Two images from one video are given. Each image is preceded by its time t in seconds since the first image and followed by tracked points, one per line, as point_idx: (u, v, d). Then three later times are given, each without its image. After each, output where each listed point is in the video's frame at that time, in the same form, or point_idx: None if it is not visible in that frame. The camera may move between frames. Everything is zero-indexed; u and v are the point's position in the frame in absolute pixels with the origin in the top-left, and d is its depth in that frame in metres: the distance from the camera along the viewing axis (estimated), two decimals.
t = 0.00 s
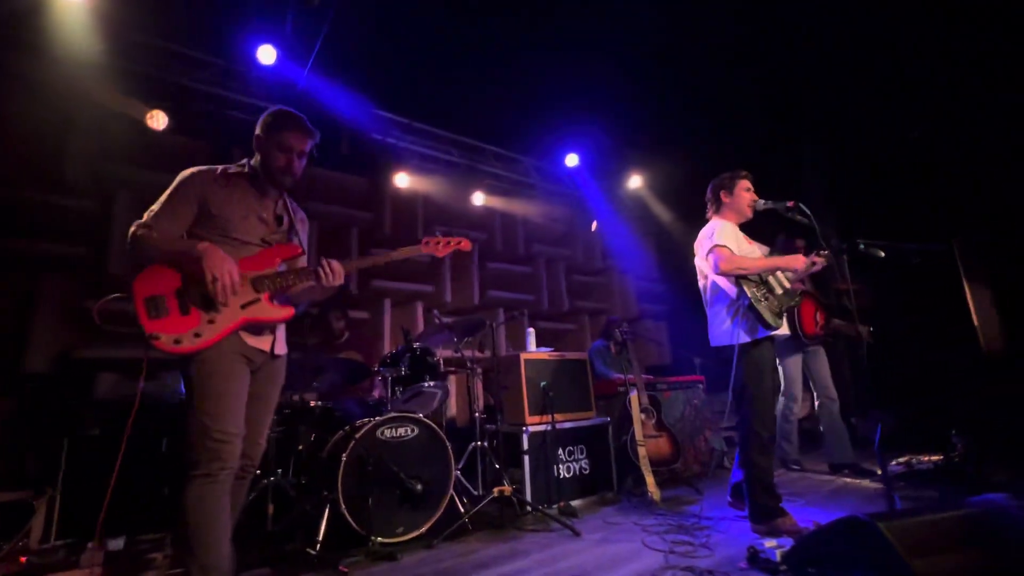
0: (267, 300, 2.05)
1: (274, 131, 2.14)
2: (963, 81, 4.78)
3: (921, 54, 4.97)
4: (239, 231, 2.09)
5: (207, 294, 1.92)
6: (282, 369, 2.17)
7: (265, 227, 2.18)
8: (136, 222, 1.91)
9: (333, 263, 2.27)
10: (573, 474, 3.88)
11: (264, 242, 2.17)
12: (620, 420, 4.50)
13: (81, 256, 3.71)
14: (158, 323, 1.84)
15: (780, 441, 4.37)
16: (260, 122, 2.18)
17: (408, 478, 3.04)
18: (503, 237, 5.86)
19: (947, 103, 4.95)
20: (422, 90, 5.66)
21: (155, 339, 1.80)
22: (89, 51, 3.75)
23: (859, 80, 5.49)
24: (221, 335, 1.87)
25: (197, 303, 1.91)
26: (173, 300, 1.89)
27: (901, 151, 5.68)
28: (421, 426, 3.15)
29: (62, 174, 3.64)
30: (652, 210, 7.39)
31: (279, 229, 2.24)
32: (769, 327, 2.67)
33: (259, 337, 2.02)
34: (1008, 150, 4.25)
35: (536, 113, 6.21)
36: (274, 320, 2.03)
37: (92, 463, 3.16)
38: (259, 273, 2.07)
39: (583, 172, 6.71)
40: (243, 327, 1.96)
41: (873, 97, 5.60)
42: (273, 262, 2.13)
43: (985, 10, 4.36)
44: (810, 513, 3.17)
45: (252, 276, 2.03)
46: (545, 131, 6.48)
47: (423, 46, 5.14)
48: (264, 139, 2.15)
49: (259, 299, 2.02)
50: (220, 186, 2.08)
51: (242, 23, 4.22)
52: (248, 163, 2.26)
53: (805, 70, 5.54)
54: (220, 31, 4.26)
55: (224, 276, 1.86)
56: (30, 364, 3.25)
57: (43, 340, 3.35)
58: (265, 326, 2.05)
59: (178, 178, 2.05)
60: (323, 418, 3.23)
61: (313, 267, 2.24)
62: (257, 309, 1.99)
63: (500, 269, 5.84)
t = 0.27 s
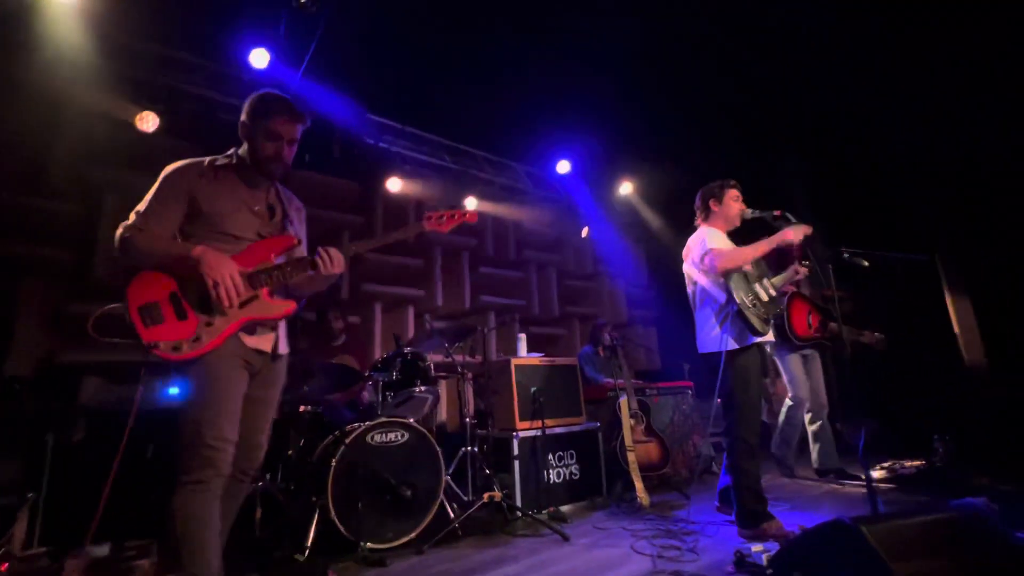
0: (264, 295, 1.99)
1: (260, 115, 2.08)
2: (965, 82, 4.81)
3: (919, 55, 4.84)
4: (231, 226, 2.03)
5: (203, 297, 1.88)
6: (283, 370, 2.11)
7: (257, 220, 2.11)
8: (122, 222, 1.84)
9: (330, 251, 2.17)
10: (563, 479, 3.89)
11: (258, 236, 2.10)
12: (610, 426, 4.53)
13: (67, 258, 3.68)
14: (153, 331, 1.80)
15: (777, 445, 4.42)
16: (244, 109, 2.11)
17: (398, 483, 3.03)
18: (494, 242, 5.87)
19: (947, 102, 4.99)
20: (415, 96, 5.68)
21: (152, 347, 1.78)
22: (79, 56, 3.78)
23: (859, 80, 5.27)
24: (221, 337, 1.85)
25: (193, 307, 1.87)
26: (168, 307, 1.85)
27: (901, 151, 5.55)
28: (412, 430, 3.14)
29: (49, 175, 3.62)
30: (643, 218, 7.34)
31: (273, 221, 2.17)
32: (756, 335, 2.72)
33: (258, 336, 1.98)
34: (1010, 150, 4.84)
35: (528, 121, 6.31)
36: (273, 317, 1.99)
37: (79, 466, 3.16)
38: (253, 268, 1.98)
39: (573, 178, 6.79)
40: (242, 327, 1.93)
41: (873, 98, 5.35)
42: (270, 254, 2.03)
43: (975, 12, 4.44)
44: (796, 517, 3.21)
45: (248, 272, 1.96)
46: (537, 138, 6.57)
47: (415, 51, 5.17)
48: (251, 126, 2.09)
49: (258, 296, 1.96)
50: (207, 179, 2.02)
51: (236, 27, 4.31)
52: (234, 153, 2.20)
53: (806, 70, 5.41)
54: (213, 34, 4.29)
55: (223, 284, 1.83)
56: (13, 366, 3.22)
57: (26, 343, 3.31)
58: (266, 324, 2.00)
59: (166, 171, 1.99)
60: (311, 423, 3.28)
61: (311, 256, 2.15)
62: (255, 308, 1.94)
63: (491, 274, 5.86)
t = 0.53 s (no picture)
0: (268, 281, 1.97)
1: (262, 95, 2.06)
2: (965, 82, 4.80)
3: (919, 55, 4.84)
4: (234, 209, 2.02)
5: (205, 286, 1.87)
6: (297, 357, 2.09)
7: (260, 203, 2.10)
8: (122, 210, 1.83)
9: (335, 233, 2.11)
10: (562, 470, 3.93)
11: (261, 219, 2.09)
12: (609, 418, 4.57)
13: (72, 248, 3.74)
14: (155, 319, 1.79)
15: (778, 441, 4.41)
16: (245, 89, 2.09)
17: (400, 473, 3.08)
18: (495, 236, 5.89)
19: (947, 102, 4.99)
20: (416, 89, 5.65)
21: (156, 336, 1.77)
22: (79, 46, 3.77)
23: (859, 80, 5.28)
24: (225, 324, 1.84)
25: (197, 295, 1.87)
26: (170, 294, 1.85)
27: (902, 151, 5.59)
28: (413, 421, 3.17)
29: (52, 167, 3.66)
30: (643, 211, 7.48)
31: (275, 204, 2.17)
32: (752, 331, 2.74)
33: (265, 323, 1.97)
34: (1010, 151, 4.81)
35: (531, 116, 6.28)
36: (277, 303, 1.97)
37: (81, 455, 3.17)
38: (255, 253, 1.96)
39: (575, 171, 6.81)
40: (246, 315, 1.92)
41: (873, 98, 5.37)
42: (272, 238, 2.03)
43: (974, 10, 4.43)
44: (793, 509, 3.25)
45: (250, 257, 1.93)
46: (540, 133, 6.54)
47: (416, 42, 5.13)
48: (251, 106, 2.07)
49: (261, 282, 1.95)
50: (206, 162, 2.01)
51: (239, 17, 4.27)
52: (235, 135, 2.19)
53: (806, 70, 5.41)
54: (216, 27, 4.29)
55: (220, 266, 1.81)
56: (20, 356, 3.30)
57: (34, 333, 3.42)
58: (270, 311, 1.99)
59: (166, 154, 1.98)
60: (314, 413, 3.30)
61: (316, 238, 2.10)
62: (258, 293, 1.93)
63: (492, 267, 5.89)
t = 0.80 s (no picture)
0: (259, 290, 1.92)
1: (261, 99, 2.00)
2: (965, 82, 4.67)
3: (919, 55, 4.69)
4: (229, 216, 1.96)
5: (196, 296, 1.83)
6: (300, 362, 1.99)
7: (256, 210, 2.04)
8: (117, 216, 1.80)
9: (330, 241, 2.09)
10: (554, 482, 3.92)
11: (256, 226, 2.03)
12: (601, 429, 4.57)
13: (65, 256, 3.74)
14: (145, 328, 1.79)
15: (766, 453, 4.42)
16: (243, 93, 2.04)
17: (392, 484, 3.05)
18: (489, 246, 5.92)
19: (947, 102, 4.82)
20: (412, 100, 5.70)
21: (144, 345, 1.76)
22: (75, 54, 3.77)
23: (859, 79, 5.12)
24: (214, 334, 1.78)
25: (187, 304, 1.83)
26: (161, 303, 1.84)
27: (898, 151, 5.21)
28: (406, 433, 3.14)
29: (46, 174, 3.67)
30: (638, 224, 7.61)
31: (272, 210, 2.10)
32: (741, 343, 2.75)
33: (259, 333, 1.88)
34: (1010, 149, 4.76)
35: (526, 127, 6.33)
36: (269, 313, 1.91)
37: (71, 464, 3.16)
38: (247, 262, 1.91)
39: (569, 183, 6.87)
40: (238, 325, 1.85)
41: (872, 97, 5.18)
42: (266, 246, 1.96)
43: (973, 10, 4.33)
44: (784, 521, 3.27)
45: (241, 265, 1.88)
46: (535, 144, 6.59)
47: (412, 53, 5.19)
48: (249, 110, 2.01)
49: (252, 291, 1.89)
50: (202, 168, 1.96)
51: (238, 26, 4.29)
52: (233, 141, 2.12)
53: (806, 70, 5.32)
54: (211, 36, 4.33)
55: (210, 272, 1.75)
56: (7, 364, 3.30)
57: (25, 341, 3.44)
58: (263, 320, 1.91)
59: (161, 161, 1.94)
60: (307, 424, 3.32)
61: (310, 246, 2.06)
62: (249, 303, 1.87)
63: (486, 277, 5.91)
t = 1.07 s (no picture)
0: (262, 282, 1.88)
1: (270, 90, 1.97)
2: (965, 82, 4.37)
3: (918, 55, 4.54)
4: (235, 206, 1.94)
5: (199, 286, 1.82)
6: (308, 354, 1.96)
7: (263, 201, 2.02)
8: (131, 205, 1.84)
9: (336, 233, 2.02)
10: (554, 476, 3.94)
11: (264, 217, 2.01)
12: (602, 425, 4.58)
13: (67, 249, 3.75)
14: (146, 318, 1.79)
15: (760, 449, 4.45)
16: (255, 83, 2.01)
17: (393, 478, 3.06)
18: (491, 241, 5.91)
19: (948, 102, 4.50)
20: (413, 94, 5.67)
21: (144, 335, 1.77)
22: (74, 48, 3.75)
23: (859, 80, 5.06)
24: (214, 326, 1.77)
25: (189, 295, 1.82)
26: (162, 293, 1.83)
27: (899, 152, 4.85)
28: (407, 426, 3.15)
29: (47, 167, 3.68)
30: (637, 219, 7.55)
31: (280, 201, 2.07)
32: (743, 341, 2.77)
33: (261, 325, 1.84)
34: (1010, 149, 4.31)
35: (528, 122, 6.30)
36: (271, 305, 1.86)
37: (73, 458, 3.11)
38: (251, 253, 1.85)
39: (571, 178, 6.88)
40: (239, 317, 1.83)
41: (873, 98, 5.04)
42: (271, 237, 1.92)
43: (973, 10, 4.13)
44: (783, 516, 3.28)
45: (244, 256, 1.83)
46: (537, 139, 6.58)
47: (413, 47, 5.14)
48: (258, 101, 1.99)
49: (254, 283, 1.85)
50: (210, 160, 1.94)
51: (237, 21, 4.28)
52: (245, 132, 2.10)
53: (806, 70, 5.33)
54: (211, 31, 4.32)
55: (212, 263, 1.72)
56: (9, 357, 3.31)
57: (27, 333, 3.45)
58: (266, 312, 1.87)
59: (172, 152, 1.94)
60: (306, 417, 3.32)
61: (314, 238, 1.99)
62: (251, 295, 1.84)
63: (487, 272, 5.90)
